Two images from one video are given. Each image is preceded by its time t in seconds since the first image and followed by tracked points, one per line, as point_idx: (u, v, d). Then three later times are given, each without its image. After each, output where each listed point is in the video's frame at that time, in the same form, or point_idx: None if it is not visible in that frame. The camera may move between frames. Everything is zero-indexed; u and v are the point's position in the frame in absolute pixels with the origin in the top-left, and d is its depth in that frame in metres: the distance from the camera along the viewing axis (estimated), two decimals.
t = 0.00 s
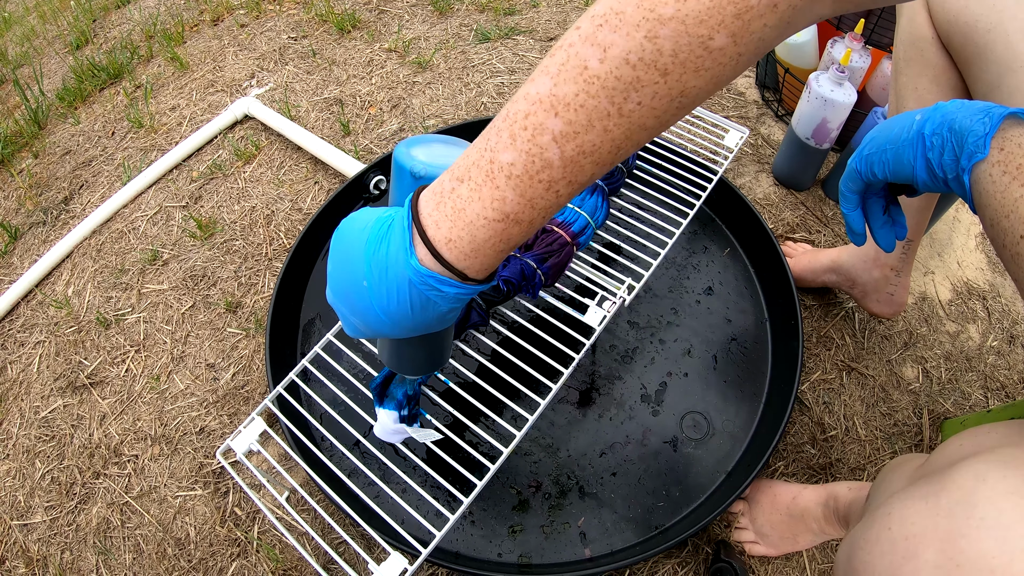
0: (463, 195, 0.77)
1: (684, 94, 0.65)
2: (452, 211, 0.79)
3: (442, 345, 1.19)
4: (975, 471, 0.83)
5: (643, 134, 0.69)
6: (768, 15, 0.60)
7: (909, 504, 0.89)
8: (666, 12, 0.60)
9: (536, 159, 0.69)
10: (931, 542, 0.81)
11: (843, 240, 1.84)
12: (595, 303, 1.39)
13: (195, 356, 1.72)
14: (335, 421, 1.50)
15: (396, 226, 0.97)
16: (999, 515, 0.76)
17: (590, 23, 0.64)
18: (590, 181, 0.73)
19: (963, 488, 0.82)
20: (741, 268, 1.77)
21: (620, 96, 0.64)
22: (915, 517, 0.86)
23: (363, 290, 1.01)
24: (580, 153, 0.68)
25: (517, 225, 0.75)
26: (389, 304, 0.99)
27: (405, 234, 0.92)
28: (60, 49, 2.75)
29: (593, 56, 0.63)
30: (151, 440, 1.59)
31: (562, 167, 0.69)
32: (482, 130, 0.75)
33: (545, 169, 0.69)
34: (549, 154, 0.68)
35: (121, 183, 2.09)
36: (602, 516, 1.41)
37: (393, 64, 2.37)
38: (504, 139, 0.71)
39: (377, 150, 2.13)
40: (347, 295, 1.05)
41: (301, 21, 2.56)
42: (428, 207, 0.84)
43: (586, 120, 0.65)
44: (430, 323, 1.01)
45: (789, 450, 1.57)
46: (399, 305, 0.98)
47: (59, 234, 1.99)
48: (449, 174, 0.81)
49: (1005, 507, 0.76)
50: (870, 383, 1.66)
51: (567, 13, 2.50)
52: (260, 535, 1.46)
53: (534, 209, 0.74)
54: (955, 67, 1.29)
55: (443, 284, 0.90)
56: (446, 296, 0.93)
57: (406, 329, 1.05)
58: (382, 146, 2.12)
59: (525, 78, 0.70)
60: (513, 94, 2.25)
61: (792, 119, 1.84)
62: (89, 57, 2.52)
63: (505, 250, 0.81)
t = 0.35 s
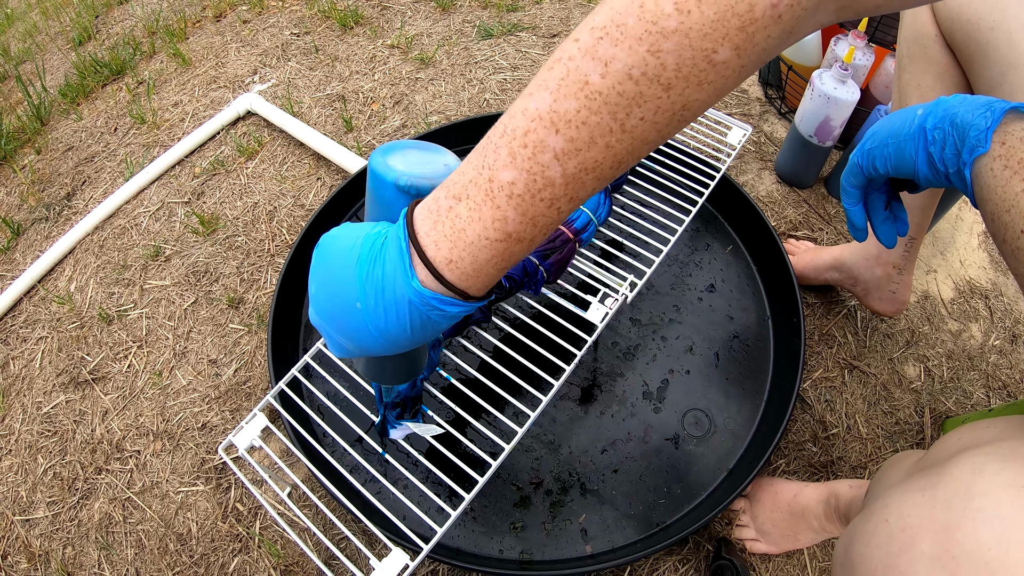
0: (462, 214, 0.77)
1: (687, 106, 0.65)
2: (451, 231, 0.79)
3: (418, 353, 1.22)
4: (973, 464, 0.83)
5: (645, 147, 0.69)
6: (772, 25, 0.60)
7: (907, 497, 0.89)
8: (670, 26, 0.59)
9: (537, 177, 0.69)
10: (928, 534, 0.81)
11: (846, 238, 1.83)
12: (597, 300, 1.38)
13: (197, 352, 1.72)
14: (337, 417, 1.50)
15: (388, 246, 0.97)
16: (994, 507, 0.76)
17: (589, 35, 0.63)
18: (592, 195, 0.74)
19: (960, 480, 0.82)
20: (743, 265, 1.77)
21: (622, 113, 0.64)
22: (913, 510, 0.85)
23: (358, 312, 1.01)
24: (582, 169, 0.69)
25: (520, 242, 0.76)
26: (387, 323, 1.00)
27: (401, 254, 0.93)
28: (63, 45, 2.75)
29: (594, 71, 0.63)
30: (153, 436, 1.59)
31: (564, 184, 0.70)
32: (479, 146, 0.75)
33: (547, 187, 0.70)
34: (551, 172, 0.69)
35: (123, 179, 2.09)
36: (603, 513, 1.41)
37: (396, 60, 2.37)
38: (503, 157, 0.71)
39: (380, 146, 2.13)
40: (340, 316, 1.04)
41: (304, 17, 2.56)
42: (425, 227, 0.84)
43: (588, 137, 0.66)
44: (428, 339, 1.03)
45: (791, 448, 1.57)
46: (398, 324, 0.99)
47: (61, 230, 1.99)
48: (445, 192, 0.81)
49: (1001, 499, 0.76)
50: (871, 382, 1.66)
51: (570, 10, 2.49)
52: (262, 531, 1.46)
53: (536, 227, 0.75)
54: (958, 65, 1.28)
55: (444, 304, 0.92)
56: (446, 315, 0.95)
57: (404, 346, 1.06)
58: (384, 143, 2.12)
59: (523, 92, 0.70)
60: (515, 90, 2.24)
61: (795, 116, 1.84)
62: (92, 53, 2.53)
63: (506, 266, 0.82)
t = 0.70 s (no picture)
0: (461, 234, 0.77)
1: (689, 120, 0.65)
2: (449, 252, 0.79)
3: (429, 363, 1.26)
4: (975, 461, 0.83)
5: (646, 161, 0.70)
6: (776, 36, 0.60)
7: (909, 495, 0.89)
8: (673, 40, 0.59)
9: (537, 196, 0.69)
10: (929, 531, 0.81)
11: (847, 237, 1.83)
12: (598, 299, 1.38)
13: (198, 350, 1.72)
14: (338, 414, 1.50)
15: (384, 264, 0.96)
16: (998, 503, 0.76)
17: (589, 49, 0.62)
18: (592, 209, 0.74)
19: (962, 477, 0.82)
20: (745, 264, 1.77)
21: (623, 129, 0.64)
22: (916, 507, 0.86)
23: (360, 332, 1.02)
24: (583, 186, 0.68)
25: (520, 261, 0.76)
26: (388, 342, 1.00)
27: (398, 274, 0.91)
28: (64, 43, 2.75)
29: (595, 87, 0.62)
30: (154, 434, 1.59)
31: (564, 202, 0.70)
32: (476, 164, 0.74)
33: (547, 206, 0.70)
34: (551, 190, 0.69)
35: (124, 177, 2.09)
36: (604, 511, 1.41)
37: (398, 58, 2.37)
38: (501, 176, 0.70)
39: (381, 144, 2.13)
40: (342, 335, 1.05)
41: (305, 15, 2.56)
42: (423, 247, 0.84)
43: (589, 154, 0.66)
44: (431, 356, 1.03)
45: (792, 447, 1.57)
46: (399, 342, 0.99)
47: (62, 228, 1.99)
48: (442, 211, 0.80)
49: (1004, 496, 0.76)
50: (872, 381, 1.66)
51: (572, 8, 2.49)
52: (263, 529, 1.46)
53: (536, 244, 0.76)
54: (961, 64, 1.28)
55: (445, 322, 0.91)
56: (448, 332, 0.94)
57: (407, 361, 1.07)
58: (386, 141, 2.12)
59: (521, 107, 0.69)
60: (517, 89, 2.24)
61: (798, 115, 1.83)
62: (93, 51, 2.53)
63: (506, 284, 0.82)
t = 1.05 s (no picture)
0: (455, 200, 0.80)
1: (678, 102, 0.67)
2: (444, 216, 0.82)
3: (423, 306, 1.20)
4: (975, 458, 0.83)
5: (634, 139, 0.72)
6: (764, 26, 0.62)
7: (908, 493, 0.89)
8: (663, 27, 0.61)
9: (528, 169, 0.72)
10: (929, 529, 0.81)
11: (848, 237, 1.83)
12: (598, 298, 1.38)
13: (199, 349, 1.72)
14: (338, 413, 1.50)
15: (383, 226, 0.98)
16: (998, 501, 0.76)
17: (583, 32, 0.64)
18: (581, 183, 0.77)
19: (961, 475, 0.82)
20: (745, 264, 1.77)
21: (613, 110, 0.66)
22: (915, 505, 0.85)
23: (357, 289, 1.05)
24: (572, 161, 0.71)
25: (511, 228, 0.80)
26: (385, 299, 1.04)
27: (395, 236, 0.94)
28: (64, 42, 2.75)
29: (586, 68, 0.65)
30: (155, 433, 1.59)
31: (554, 175, 0.73)
32: (472, 135, 0.77)
33: (538, 178, 0.73)
34: (542, 164, 0.71)
35: (125, 176, 2.09)
36: (604, 510, 1.41)
37: (398, 57, 2.37)
38: (495, 148, 0.73)
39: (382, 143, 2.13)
40: (340, 290, 1.09)
41: (306, 14, 2.56)
42: (418, 211, 0.87)
43: (579, 131, 0.68)
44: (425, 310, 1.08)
45: (792, 447, 1.57)
46: (396, 299, 1.03)
47: (63, 227, 2.00)
48: (439, 177, 0.83)
49: (1003, 493, 0.76)
50: (873, 381, 1.66)
51: (573, 8, 2.49)
52: (263, 528, 1.46)
53: (526, 213, 0.79)
54: (961, 63, 1.28)
55: (439, 281, 0.95)
56: (443, 290, 0.99)
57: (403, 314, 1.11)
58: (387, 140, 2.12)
59: (515, 82, 0.71)
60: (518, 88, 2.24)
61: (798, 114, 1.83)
62: (94, 50, 2.53)
63: (498, 248, 0.86)
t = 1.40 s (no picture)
0: (462, 165, 0.83)
1: (673, 70, 0.72)
2: (452, 181, 0.85)
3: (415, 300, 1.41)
4: (974, 451, 0.83)
5: (631, 105, 0.76)
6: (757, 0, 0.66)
7: (907, 486, 0.89)
8: None
9: (532, 135, 0.76)
10: (928, 521, 0.81)
11: (848, 237, 1.83)
12: (599, 298, 1.38)
13: (199, 348, 1.72)
14: (338, 413, 1.50)
15: (389, 196, 1.01)
16: (996, 494, 0.76)
17: (583, 5, 0.68)
18: (581, 147, 0.81)
19: (961, 468, 0.82)
20: (745, 263, 1.77)
21: (612, 78, 0.70)
22: (914, 498, 0.85)
23: (367, 263, 1.07)
24: (573, 128, 0.75)
25: (516, 191, 0.83)
26: (396, 270, 1.06)
27: (403, 202, 0.97)
28: (65, 42, 2.75)
29: (587, 38, 0.68)
30: (155, 432, 1.59)
31: (556, 140, 0.76)
32: (475, 103, 0.80)
33: (542, 143, 0.76)
34: (545, 130, 0.75)
35: (125, 175, 2.09)
36: (604, 510, 1.41)
37: (398, 56, 2.36)
38: (499, 115, 0.76)
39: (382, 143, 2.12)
40: (349, 269, 1.09)
41: (306, 14, 2.56)
42: (427, 177, 0.90)
43: (580, 99, 0.72)
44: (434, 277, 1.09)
45: (792, 447, 1.57)
46: (407, 268, 1.05)
47: (63, 226, 2.00)
48: (444, 144, 0.86)
49: (1002, 485, 0.76)
50: (873, 380, 1.66)
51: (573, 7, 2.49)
52: (263, 527, 1.46)
53: (530, 176, 0.83)
54: (963, 63, 1.28)
55: (450, 245, 0.98)
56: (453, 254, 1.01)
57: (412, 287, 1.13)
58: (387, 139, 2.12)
59: (518, 53, 0.74)
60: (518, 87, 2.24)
61: (799, 114, 1.83)
62: (94, 49, 2.53)
63: (503, 210, 0.89)
